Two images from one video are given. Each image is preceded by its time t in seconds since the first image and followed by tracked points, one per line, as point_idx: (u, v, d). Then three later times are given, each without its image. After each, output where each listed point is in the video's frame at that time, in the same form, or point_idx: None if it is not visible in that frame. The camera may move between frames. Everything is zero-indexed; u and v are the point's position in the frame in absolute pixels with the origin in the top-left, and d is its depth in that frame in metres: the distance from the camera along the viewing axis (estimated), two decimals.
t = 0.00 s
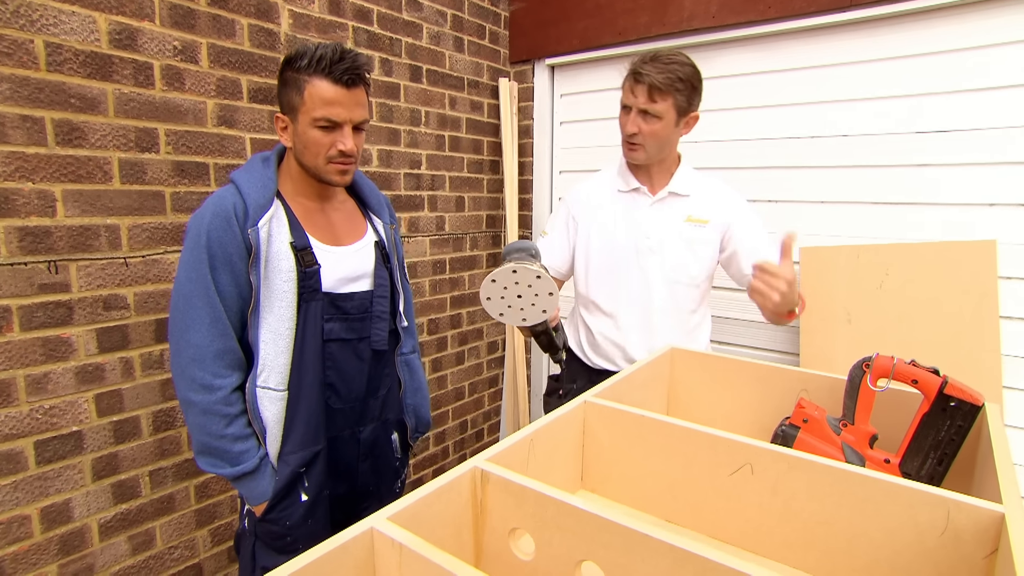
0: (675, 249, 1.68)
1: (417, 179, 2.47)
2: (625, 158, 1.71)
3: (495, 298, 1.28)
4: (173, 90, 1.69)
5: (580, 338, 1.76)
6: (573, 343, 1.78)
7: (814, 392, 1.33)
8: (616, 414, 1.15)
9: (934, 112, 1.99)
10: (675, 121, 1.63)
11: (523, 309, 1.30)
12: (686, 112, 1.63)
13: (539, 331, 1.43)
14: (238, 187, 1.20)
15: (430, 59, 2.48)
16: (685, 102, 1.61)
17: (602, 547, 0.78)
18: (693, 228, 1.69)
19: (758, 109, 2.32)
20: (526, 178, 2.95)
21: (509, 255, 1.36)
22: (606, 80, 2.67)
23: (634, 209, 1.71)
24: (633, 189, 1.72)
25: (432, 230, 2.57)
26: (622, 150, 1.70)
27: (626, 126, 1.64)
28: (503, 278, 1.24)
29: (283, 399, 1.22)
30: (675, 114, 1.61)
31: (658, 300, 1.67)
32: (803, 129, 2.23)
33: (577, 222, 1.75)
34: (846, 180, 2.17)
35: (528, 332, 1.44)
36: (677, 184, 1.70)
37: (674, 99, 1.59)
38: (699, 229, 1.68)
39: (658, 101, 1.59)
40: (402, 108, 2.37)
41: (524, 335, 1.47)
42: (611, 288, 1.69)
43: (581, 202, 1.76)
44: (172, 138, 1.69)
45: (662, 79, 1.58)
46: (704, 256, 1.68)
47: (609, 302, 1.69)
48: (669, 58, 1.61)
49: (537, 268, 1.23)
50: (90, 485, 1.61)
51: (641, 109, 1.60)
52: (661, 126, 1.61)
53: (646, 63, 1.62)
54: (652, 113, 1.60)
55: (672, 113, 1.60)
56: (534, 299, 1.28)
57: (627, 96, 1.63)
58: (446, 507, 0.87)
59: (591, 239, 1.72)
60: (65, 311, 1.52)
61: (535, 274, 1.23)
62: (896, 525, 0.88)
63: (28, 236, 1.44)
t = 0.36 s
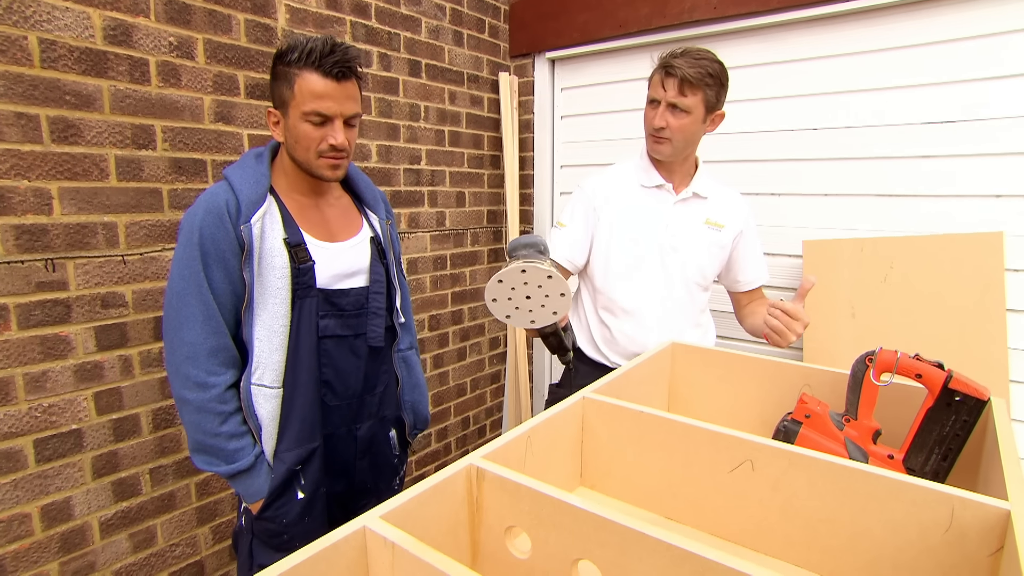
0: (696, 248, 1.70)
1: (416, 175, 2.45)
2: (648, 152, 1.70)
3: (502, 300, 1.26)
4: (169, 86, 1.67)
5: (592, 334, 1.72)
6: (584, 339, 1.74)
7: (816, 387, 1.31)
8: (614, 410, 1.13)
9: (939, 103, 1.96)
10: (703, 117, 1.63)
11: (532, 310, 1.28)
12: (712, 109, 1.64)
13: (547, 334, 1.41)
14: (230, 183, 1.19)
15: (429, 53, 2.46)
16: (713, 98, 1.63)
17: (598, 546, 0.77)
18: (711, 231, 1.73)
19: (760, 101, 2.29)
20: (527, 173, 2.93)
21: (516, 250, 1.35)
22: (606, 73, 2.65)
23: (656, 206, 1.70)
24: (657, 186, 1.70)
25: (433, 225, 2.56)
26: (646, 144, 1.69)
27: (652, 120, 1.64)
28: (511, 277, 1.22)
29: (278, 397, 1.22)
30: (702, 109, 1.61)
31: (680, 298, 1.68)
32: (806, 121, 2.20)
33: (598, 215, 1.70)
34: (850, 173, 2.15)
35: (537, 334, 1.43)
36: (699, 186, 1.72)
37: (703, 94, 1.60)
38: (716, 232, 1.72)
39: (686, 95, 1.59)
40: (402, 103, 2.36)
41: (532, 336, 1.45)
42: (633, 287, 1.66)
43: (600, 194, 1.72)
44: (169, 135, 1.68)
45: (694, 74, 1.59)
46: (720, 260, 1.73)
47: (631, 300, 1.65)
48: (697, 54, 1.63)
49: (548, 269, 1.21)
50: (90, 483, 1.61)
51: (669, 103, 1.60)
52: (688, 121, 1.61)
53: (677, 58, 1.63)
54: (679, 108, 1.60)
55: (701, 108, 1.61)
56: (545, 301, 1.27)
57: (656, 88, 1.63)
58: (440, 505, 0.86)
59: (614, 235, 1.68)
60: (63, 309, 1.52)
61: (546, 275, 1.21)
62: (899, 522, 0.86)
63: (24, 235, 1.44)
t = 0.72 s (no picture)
0: (698, 246, 1.70)
1: (415, 173, 2.45)
2: (649, 151, 1.70)
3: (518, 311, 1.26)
4: (167, 85, 1.67)
5: (597, 332, 1.72)
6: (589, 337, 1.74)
7: (815, 385, 1.31)
8: (613, 408, 1.13)
9: (937, 102, 1.97)
10: (704, 116, 1.64)
11: (548, 320, 1.29)
12: (714, 109, 1.65)
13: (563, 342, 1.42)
14: (227, 182, 1.19)
15: (428, 52, 2.45)
16: (714, 97, 1.63)
17: (599, 544, 0.77)
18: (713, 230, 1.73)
19: (758, 100, 2.30)
20: (525, 171, 2.92)
21: (529, 259, 1.34)
22: (605, 72, 2.65)
23: (658, 205, 1.70)
24: (658, 185, 1.70)
25: (431, 224, 2.56)
26: (648, 144, 1.69)
27: (654, 121, 1.64)
28: (529, 289, 1.21)
29: (276, 396, 1.21)
30: (704, 110, 1.62)
31: (685, 295, 1.68)
32: (804, 119, 2.21)
33: (603, 215, 1.70)
34: (848, 171, 2.15)
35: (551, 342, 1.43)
36: (701, 185, 1.73)
37: (704, 93, 1.60)
38: (719, 231, 1.72)
39: (688, 94, 1.59)
40: (400, 102, 2.36)
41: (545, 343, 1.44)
42: (639, 286, 1.66)
43: (603, 193, 1.72)
44: (167, 134, 1.68)
45: (694, 73, 1.59)
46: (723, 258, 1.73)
47: (636, 299, 1.65)
48: (698, 55, 1.63)
49: (565, 279, 1.20)
50: (88, 483, 1.61)
51: (671, 104, 1.60)
52: (690, 121, 1.61)
53: (676, 58, 1.63)
54: (681, 108, 1.60)
55: (702, 107, 1.61)
56: (561, 310, 1.27)
57: (657, 89, 1.63)
58: (441, 504, 0.86)
59: (619, 234, 1.68)
60: (60, 309, 1.51)
61: (563, 286, 1.20)
62: (899, 519, 0.86)
63: (22, 234, 1.43)
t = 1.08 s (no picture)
0: (698, 247, 1.72)
1: (412, 175, 2.46)
2: (649, 153, 1.71)
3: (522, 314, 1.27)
4: (166, 87, 1.67)
5: (599, 334, 1.74)
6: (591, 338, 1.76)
7: (813, 383, 1.33)
8: (614, 407, 1.15)
9: (929, 104, 2.00)
10: (703, 119, 1.65)
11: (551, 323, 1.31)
12: (712, 109, 1.67)
13: (564, 345, 1.44)
14: (229, 185, 1.19)
15: (425, 54, 2.46)
16: (712, 99, 1.65)
17: (605, 541, 0.78)
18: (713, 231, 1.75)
19: (753, 102, 2.32)
20: (522, 173, 2.94)
21: (533, 264, 1.35)
22: (601, 74, 2.67)
23: (657, 206, 1.71)
24: (658, 187, 1.72)
25: (429, 226, 2.56)
26: (647, 145, 1.70)
27: (654, 122, 1.66)
28: (533, 293, 1.22)
29: (278, 397, 1.22)
30: (703, 110, 1.64)
31: (686, 295, 1.70)
32: (798, 121, 2.23)
33: (603, 216, 1.72)
34: (841, 172, 2.18)
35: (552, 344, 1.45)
36: (700, 186, 1.74)
37: (703, 95, 1.62)
38: (718, 232, 1.74)
39: (687, 97, 1.61)
40: (397, 104, 2.36)
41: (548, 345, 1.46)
42: (638, 286, 1.68)
43: (603, 195, 1.74)
44: (166, 136, 1.68)
45: (693, 75, 1.61)
46: (722, 259, 1.74)
47: (635, 299, 1.67)
48: (697, 57, 1.65)
49: (569, 284, 1.21)
50: (88, 486, 1.60)
51: (670, 105, 1.62)
52: (689, 122, 1.63)
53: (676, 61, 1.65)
54: (681, 109, 1.62)
55: (701, 109, 1.63)
56: (563, 314, 1.29)
57: (657, 91, 1.65)
58: (447, 503, 0.87)
59: (619, 234, 1.70)
60: (59, 311, 1.51)
61: (567, 290, 1.21)
62: (898, 515, 0.88)
63: (21, 236, 1.43)
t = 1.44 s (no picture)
0: (697, 247, 1.74)
1: (411, 176, 2.47)
2: (647, 156, 1.73)
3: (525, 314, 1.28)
4: (167, 88, 1.67)
5: (599, 334, 1.76)
6: (591, 338, 1.78)
7: (811, 382, 1.35)
8: (619, 407, 1.16)
9: (921, 108, 2.04)
10: (700, 120, 1.68)
11: (553, 324, 1.32)
12: (710, 112, 1.69)
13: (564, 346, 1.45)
14: (235, 186, 1.19)
15: (423, 55, 2.47)
16: (709, 101, 1.67)
17: (614, 536, 0.79)
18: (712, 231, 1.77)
19: (749, 105, 2.35)
20: (519, 175, 2.95)
21: (535, 266, 1.36)
22: (598, 77, 2.69)
23: (657, 208, 1.74)
24: (657, 189, 1.74)
25: (427, 227, 2.57)
26: (647, 148, 1.72)
27: (652, 125, 1.68)
28: (535, 295, 1.24)
29: (285, 398, 1.22)
30: (700, 113, 1.66)
31: (686, 295, 1.72)
32: (793, 124, 2.26)
33: (603, 217, 1.73)
34: (836, 175, 2.21)
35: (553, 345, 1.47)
36: (699, 188, 1.77)
37: (699, 97, 1.64)
38: (717, 233, 1.76)
39: (683, 99, 1.63)
40: (396, 105, 2.37)
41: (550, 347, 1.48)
42: (640, 286, 1.70)
43: (602, 197, 1.76)
44: (167, 137, 1.68)
45: (689, 78, 1.63)
46: (721, 259, 1.77)
47: (636, 299, 1.69)
48: (694, 60, 1.67)
49: (570, 286, 1.22)
50: (88, 487, 1.60)
51: (668, 107, 1.64)
52: (688, 124, 1.65)
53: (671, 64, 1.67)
54: (680, 112, 1.64)
55: (698, 111, 1.65)
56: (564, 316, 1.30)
57: (655, 94, 1.67)
58: (457, 501, 0.88)
59: (619, 235, 1.71)
60: (61, 311, 1.51)
61: (568, 292, 1.23)
62: (897, 510, 0.90)
63: (23, 237, 1.43)
